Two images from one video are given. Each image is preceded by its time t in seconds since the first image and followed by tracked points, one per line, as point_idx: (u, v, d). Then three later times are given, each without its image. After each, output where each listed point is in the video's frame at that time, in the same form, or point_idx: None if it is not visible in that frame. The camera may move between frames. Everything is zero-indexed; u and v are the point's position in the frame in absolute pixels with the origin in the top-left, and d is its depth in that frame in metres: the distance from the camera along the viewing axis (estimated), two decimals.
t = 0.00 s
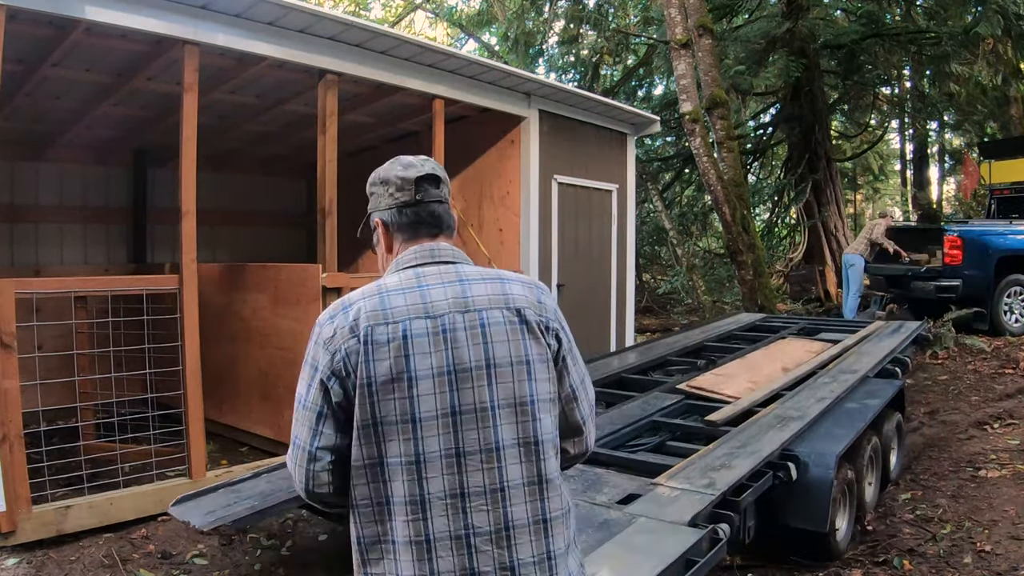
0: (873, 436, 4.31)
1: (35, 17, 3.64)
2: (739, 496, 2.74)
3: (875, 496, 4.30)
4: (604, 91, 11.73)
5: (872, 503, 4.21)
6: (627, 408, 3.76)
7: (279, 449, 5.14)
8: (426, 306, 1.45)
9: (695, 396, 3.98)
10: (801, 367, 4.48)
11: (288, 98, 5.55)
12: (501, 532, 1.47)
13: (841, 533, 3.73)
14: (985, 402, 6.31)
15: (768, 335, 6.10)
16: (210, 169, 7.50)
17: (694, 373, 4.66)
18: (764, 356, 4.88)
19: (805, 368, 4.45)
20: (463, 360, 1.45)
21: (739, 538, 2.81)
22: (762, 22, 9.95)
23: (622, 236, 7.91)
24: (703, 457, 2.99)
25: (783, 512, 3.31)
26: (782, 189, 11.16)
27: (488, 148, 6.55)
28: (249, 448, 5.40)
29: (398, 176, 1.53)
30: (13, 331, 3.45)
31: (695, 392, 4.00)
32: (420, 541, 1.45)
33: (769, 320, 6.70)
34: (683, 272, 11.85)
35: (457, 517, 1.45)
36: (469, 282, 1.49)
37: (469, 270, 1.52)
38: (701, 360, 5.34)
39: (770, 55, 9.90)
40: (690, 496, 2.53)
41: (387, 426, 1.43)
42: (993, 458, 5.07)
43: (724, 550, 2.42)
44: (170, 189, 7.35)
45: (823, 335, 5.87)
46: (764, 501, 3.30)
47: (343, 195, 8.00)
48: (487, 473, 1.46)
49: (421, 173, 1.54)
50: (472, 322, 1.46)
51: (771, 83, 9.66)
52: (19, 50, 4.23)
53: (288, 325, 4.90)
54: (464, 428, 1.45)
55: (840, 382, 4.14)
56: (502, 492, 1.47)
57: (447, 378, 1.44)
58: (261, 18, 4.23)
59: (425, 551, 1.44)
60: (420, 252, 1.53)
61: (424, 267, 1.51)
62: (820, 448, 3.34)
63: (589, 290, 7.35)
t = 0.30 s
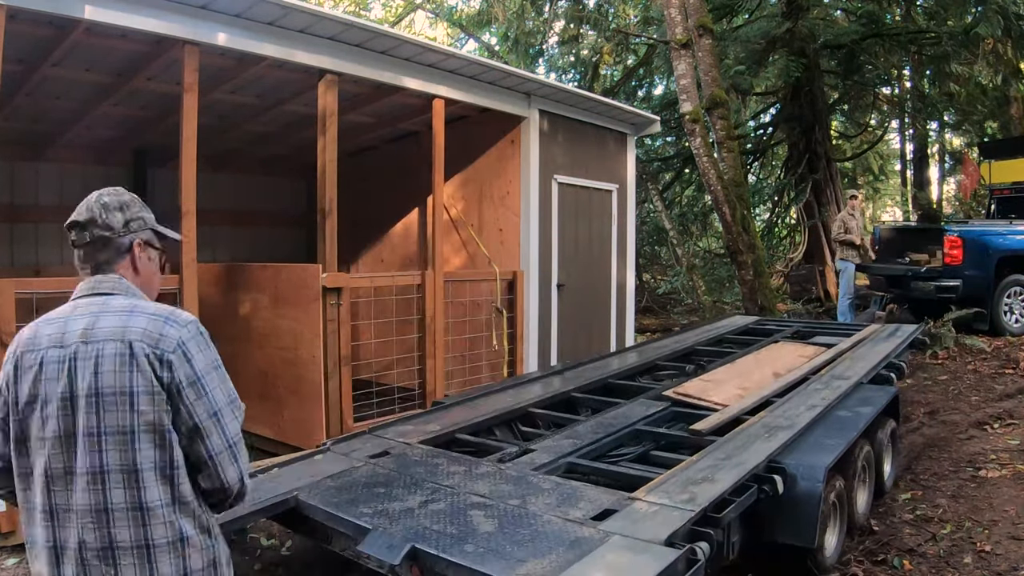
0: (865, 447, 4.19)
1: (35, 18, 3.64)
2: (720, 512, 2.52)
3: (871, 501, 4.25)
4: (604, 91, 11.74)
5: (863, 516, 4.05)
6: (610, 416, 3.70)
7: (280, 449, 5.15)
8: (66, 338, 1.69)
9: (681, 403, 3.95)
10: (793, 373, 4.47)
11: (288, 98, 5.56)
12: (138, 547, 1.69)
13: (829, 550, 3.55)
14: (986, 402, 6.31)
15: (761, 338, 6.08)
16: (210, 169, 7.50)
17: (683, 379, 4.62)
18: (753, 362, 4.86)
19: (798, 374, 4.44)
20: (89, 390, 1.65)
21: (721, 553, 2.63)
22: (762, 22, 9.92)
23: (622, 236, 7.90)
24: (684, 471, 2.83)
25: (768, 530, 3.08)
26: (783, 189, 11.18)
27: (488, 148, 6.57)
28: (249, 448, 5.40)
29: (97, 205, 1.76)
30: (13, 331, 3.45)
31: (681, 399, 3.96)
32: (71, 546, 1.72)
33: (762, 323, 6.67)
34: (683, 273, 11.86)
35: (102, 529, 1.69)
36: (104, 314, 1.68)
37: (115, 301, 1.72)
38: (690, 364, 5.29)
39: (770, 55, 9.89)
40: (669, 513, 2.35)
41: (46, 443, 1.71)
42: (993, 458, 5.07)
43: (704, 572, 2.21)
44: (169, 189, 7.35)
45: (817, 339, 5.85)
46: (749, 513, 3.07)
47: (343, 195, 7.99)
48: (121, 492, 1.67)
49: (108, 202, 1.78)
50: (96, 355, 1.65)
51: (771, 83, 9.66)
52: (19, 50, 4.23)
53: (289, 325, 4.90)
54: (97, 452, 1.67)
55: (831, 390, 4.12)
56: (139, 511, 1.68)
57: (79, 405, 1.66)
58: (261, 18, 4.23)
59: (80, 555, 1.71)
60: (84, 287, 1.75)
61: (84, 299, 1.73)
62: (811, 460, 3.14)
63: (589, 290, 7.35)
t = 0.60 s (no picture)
0: (866, 447, 4.19)
1: (35, 18, 3.63)
2: (720, 513, 2.53)
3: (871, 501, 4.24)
4: (604, 91, 11.74)
5: (863, 516, 4.05)
6: (612, 415, 3.71)
7: (280, 449, 5.15)
8: (76, 336, 1.72)
9: (681, 403, 3.95)
10: (792, 374, 4.47)
11: (288, 98, 5.56)
12: (143, 547, 1.70)
13: (829, 551, 3.54)
14: (986, 402, 6.30)
15: (761, 338, 6.08)
16: (210, 169, 7.51)
17: (682, 379, 4.61)
18: (754, 361, 4.87)
19: (797, 374, 4.43)
20: (94, 389, 1.67)
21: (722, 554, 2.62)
22: (762, 22, 9.93)
23: (622, 236, 7.90)
24: (684, 471, 2.83)
25: (768, 530, 3.08)
26: (783, 189, 11.19)
27: (488, 148, 6.57)
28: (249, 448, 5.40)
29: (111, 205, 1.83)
30: (14, 331, 3.45)
31: (682, 399, 3.97)
32: (82, 542, 1.76)
33: (763, 323, 6.68)
34: (683, 272, 11.87)
35: (108, 528, 1.71)
36: (110, 312, 1.71)
37: (122, 299, 1.74)
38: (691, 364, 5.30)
39: (770, 55, 9.89)
40: (669, 513, 2.36)
41: (55, 441, 1.74)
42: (993, 458, 5.07)
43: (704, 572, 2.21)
44: (170, 189, 7.35)
45: (817, 338, 5.86)
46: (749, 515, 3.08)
47: (343, 195, 7.99)
48: (124, 492, 1.69)
49: (122, 199, 1.82)
50: (101, 355, 1.67)
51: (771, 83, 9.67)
52: (19, 50, 4.22)
53: (288, 325, 4.89)
54: (102, 450, 1.69)
55: (832, 389, 4.13)
56: (143, 510, 1.69)
57: (85, 403, 1.69)
58: (261, 18, 4.23)
59: (90, 552, 1.74)
60: (98, 282, 1.79)
61: (95, 298, 1.76)
62: (811, 460, 3.14)
63: (589, 290, 7.35)
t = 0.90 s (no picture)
0: (866, 447, 4.19)
1: (35, 18, 3.63)
2: (719, 513, 2.53)
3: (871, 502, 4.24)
4: (604, 91, 11.74)
5: (863, 516, 4.05)
6: (611, 416, 3.71)
7: (279, 449, 5.15)
8: (78, 336, 1.71)
9: (681, 403, 3.95)
10: (792, 374, 4.47)
11: (288, 98, 5.56)
12: (148, 547, 1.70)
13: (829, 551, 3.55)
14: (985, 402, 6.30)
15: (761, 338, 6.08)
16: (210, 169, 7.51)
17: (681, 379, 4.61)
18: (754, 362, 4.87)
19: (797, 375, 4.43)
20: (99, 388, 1.67)
21: (721, 556, 2.62)
22: (762, 22, 9.94)
23: (622, 236, 7.90)
24: (684, 471, 2.84)
25: (767, 531, 3.08)
26: (783, 189, 11.19)
27: (488, 148, 6.57)
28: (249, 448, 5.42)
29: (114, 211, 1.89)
30: (14, 331, 3.45)
31: (681, 399, 3.97)
32: (85, 543, 1.75)
33: (762, 324, 6.67)
34: (683, 272, 11.89)
35: (113, 529, 1.70)
36: (113, 310, 1.71)
37: (126, 298, 1.74)
38: (691, 364, 5.30)
39: (770, 55, 9.89)
40: (669, 513, 2.36)
41: (58, 441, 1.73)
42: (993, 458, 5.07)
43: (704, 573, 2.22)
44: (170, 189, 7.35)
45: (817, 338, 5.86)
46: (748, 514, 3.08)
47: (343, 194, 8.00)
48: (130, 492, 1.68)
49: (124, 204, 1.87)
50: (105, 354, 1.67)
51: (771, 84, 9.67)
52: (19, 50, 4.22)
53: (288, 325, 4.89)
54: (107, 450, 1.68)
55: (832, 389, 4.12)
56: (149, 510, 1.69)
57: (89, 403, 1.68)
58: (261, 18, 4.23)
59: (93, 553, 1.73)
60: (100, 282, 1.80)
61: (97, 297, 1.76)
62: (811, 461, 3.14)
63: (589, 290, 7.35)
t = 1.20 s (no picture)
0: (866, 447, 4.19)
1: (35, 18, 3.63)
2: (719, 513, 2.54)
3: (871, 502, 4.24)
4: (604, 91, 11.75)
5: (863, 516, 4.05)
6: (611, 416, 3.71)
7: (280, 449, 5.15)
8: (77, 334, 1.71)
9: (681, 403, 3.95)
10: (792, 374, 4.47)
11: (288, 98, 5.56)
12: (151, 541, 1.70)
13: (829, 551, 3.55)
14: (986, 402, 6.30)
15: (761, 338, 6.08)
16: (210, 169, 7.51)
17: (681, 379, 4.61)
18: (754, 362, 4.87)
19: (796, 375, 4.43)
20: (100, 385, 1.67)
21: (721, 556, 2.62)
22: (762, 22, 9.95)
23: (622, 235, 7.90)
24: (684, 471, 2.84)
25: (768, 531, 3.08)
26: (783, 189, 11.17)
27: (488, 148, 6.56)
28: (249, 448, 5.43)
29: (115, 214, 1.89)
30: (14, 331, 3.45)
31: (681, 399, 3.97)
32: (86, 541, 1.74)
33: (763, 323, 6.67)
34: (683, 272, 11.89)
35: (115, 525, 1.70)
36: (114, 308, 1.72)
37: (125, 297, 1.75)
38: (691, 364, 5.30)
39: (770, 55, 9.90)
40: (669, 513, 2.36)
41: (58, 438, 1.73)
42: (993, 458, 5.07)
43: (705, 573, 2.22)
44: (170, 190, 7.35)
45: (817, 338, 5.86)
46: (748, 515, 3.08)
47: (343, 194, 8.00)
48: (133, 487, 1.69)
49: (125, 206, 1.88)
50: (106, 351, 1.67)
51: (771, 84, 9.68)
52: (19, 50, 4.22)
53: (289, 325, 4.90)
54: (108, 446, 1.68)
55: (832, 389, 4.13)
56: (152, 505, 1.69)
57: (90, 400, 1.68)
58: (261, 18, 4.23)
59: (96, 549, 1.73)
60: (98, 282, 1.81)
61: (96, 296, 1.77)
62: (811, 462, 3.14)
63: (590, 290, 7.36)
